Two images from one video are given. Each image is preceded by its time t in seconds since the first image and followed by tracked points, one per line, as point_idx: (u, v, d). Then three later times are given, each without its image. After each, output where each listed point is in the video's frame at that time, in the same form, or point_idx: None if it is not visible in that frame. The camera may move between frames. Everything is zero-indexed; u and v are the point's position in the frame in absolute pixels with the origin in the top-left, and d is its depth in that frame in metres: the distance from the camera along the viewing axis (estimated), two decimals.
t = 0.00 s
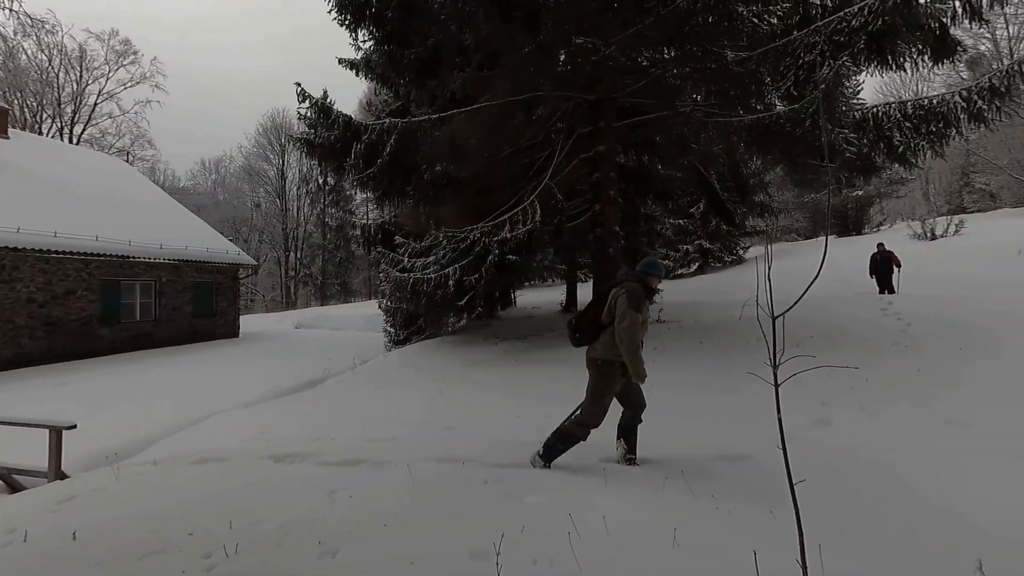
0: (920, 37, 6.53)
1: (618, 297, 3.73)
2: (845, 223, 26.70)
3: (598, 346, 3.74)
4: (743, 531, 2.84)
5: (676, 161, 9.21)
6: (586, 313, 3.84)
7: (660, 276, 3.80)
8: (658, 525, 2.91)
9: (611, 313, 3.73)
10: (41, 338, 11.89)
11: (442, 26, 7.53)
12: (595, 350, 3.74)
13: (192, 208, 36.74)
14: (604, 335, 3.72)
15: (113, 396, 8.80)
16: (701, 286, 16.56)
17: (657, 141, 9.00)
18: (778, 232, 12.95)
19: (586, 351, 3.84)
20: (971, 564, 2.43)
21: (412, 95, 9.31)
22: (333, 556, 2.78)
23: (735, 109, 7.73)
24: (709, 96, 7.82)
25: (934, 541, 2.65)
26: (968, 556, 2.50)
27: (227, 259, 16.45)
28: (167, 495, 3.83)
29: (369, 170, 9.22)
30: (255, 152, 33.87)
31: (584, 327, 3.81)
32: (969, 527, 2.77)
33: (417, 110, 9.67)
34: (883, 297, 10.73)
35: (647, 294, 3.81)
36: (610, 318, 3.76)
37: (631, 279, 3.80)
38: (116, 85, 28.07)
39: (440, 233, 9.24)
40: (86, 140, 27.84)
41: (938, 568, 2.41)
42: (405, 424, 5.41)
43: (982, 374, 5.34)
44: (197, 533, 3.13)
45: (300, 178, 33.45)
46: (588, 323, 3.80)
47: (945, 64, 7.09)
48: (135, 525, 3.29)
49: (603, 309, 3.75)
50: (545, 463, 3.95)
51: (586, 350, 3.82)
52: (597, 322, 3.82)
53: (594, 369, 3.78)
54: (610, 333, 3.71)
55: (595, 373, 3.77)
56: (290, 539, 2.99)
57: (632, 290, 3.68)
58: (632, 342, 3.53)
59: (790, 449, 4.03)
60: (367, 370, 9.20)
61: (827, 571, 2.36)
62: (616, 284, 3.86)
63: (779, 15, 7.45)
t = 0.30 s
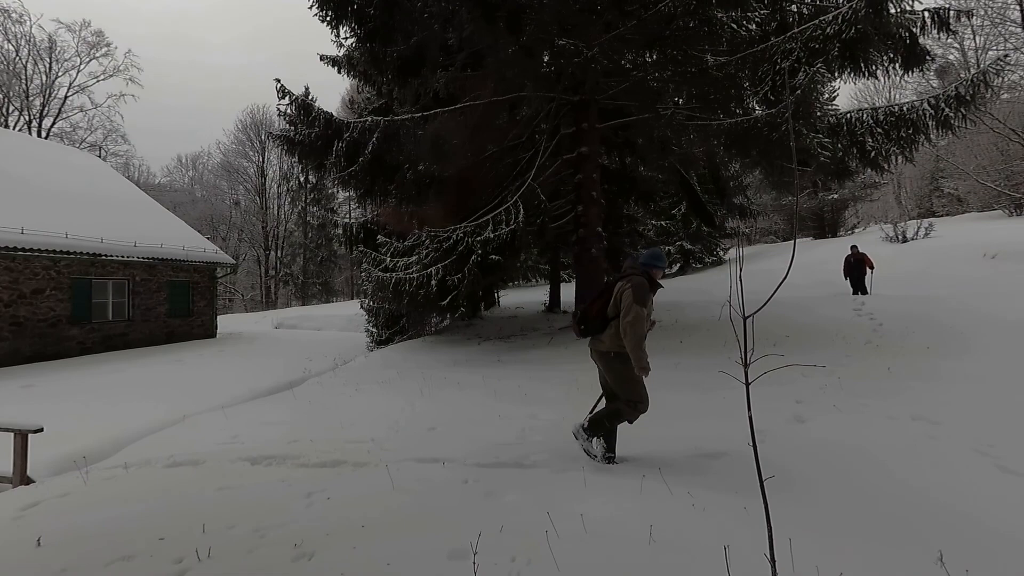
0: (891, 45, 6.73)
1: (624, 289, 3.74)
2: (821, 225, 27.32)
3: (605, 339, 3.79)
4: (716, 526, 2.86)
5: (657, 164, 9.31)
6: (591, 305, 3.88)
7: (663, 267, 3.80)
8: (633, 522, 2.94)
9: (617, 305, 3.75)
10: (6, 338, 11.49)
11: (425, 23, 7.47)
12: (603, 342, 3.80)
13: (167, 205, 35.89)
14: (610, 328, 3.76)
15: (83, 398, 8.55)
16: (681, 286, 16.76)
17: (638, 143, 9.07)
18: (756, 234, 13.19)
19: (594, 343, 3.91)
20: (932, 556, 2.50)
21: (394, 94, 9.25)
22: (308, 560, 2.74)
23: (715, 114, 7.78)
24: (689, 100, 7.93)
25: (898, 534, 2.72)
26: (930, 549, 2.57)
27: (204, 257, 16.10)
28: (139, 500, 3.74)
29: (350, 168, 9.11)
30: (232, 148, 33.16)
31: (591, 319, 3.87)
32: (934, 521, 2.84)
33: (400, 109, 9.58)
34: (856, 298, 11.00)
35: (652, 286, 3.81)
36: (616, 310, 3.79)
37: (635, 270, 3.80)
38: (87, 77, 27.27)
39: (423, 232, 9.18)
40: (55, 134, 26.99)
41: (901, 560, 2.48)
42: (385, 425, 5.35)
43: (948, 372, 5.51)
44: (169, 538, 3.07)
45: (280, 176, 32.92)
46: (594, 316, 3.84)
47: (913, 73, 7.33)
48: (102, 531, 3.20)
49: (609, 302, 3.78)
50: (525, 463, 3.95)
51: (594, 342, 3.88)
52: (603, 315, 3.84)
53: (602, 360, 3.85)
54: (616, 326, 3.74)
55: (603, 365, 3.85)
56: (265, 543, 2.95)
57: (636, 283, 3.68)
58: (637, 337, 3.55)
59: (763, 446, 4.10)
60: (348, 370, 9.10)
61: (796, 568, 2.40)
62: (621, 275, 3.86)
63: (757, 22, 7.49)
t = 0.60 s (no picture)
0: (872, 50, 6.86)
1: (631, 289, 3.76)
2: (805, 227, 27.71)
3: (615, 339, 3.79)
4: (698, 522, 2.88)
5: (644, 164, 9.39)
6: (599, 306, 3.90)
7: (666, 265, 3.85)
8: (616, 520, 2.95)
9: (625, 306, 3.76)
10: None
11: (413, 22, 7.43)
12: (613, 343, 3.80)
13: (150, 203, 35.29)
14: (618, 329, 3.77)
15: (62, 399, 8.38)
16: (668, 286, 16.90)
17: (626, 144, 9.15)
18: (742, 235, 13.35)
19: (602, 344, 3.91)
20: (905, 550, 2.55)
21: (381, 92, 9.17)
22: (290, 561, 2.72)
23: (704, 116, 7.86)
24: (677, 101, 8.05)
25: (874, 528, 2.78)
26: (903, 542, 2.63)
27: (188, 256, 15.85)
28: (119, 503, 3.67)
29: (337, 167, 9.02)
30: (217, 146, 32.70)
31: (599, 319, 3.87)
32: (911, 516, 2.89)
33: (387, 107, 9.53)
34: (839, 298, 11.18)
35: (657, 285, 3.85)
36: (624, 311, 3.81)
37: (641, 270, 3.84)
38: (68, 72, 26.71)
39: (411, 232, 9.13)
40: (33, 129, 26.40)
41: (876, 553, 2.53)
42: (371, 426, 5.31)
43: (926, 370, 5.62)
44: (148, 541, 3.02)
45: (266, 174, 32.54)
46: (603, 317, 3.84)
47: (893, 78, 7.48)
48: (78, 536, 3.14)
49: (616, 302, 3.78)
50: (512, 462, 3.94)
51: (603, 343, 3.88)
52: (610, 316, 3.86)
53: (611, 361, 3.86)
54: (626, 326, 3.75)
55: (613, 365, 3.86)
56: (246, 545, 2.92)
57: (643, 282, 3.70)
58: (645, 337, 3.57)
59: (746, 443, 4.15)
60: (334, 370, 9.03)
61: (773, 564, 2.44)
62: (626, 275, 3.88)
63: (741, 25, 7.50)
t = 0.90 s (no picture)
0: (855, 54, 6.95)
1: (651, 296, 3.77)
2: (792, 227, 28.02)
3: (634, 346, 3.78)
4: (682, 521, 2.89)
5: (633, 165, 9.42)
6: (616, 312, 3.89)
7: (680, 270, 3.88)
8: (601, 519, 2.96)
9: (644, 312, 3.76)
10: None
11: (400, 20, 7.40)
12: (632, 349, 3.79)
13: (134, 202, 34.76)
14: (637, 336, 3.77)
15: (41, 400, 8.21)
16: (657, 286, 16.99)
17: (615, 145, 9.18)
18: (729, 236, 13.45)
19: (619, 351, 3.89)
20: (883, 545, 2.60)
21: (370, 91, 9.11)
22: (272, 564, 2.69)
23: (692, 118, 7.91)
24: (666, 103, 8.09)
25: (853, 524, 2.82)
26: (881, 537, 2.67)
27: (172, 255, 15.61)
28: (99, 507, 3.60)
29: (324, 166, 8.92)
30: (203, 144, 32.27)
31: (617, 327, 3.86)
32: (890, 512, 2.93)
33: (376, 106, 9.48)
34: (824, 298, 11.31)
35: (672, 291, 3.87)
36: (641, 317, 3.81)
37: (657, 276, 3.85)
38: (48, 68, 26.17)
39: (399, 232, 9.07)
40: (12, 126, 25.83)
41: (854, 549, 2.56)
42: (359, 427, 5.27)
43: (908, 369, 5.70)
44: (128, 545, 2.97)
45: (252, 173, 32.19)
46: (622, 323, 3.83)
47: (876, 81, 7.60)
48: (55, 540, 3.08)
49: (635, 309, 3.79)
50: (499, 462, 3.94)
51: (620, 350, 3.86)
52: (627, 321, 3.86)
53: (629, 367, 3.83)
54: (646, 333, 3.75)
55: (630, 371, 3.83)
56: (228, 547, 2.89)
57: (662, 289, 3.71)
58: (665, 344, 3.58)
59: (731, 442, 4.18)
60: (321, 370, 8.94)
61: (755, 562, 2.47)
62: (643, 283, 3.90)
63: (729, 29, 7.64)
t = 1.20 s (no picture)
0: (838, 58, 7.04)
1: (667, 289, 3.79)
2: (777, 228, 28.37)
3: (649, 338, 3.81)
4: (664, 518, 2.92)
5: (620, 165, 9.47)
6: (633, 307, 3.87)
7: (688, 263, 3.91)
8: (585, 518, 2.97)
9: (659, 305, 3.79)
10: None
11: (388, 19, 7.36)
12: (644, 342, 3.80)
13: (115, 199, 34.12)
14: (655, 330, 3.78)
15: (17, 402, 8.03)
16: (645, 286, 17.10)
17: (603, 145, 9.23)
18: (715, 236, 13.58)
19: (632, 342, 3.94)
20: (859, 539, 2.65)
21: (357, 89, 9.04)
22: (254, 565, 2.67)
23: (678, 119, 7.98)
24: (652, 104, 8.15)
25: (831, 519, 2.87)
26: (857, 531, 2.73)
27: (154, 254, 15.36)
28: (77, 510, 3.53)
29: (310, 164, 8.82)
30: (186, 141, 31.74)
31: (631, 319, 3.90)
32: (867, 508, 2.97)
33: (363, 105, 9.42)
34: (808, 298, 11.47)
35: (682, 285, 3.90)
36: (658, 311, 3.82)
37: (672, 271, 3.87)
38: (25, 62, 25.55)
39: (387, 231, 9.02)
40: None
41: (832, 543, 2.61)
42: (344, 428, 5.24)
43: (887, 368, 5.81)
44: (106, 549, 2.92)
45: (238, 171, 31.77)
46: (637, 316, 3.86)
47: (858, 85, 7.71)
48: (30, 543, 3.03)
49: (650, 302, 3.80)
50: (485, 461, 3.95)
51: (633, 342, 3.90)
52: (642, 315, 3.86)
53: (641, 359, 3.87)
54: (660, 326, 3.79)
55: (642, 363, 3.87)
56: (209, 549, 2.86)
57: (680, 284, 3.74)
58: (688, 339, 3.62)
59: (716, 439, 4.23)
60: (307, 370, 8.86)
61: (734, 558, 2.51)
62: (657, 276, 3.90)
63: (714, 31, 7.68)
